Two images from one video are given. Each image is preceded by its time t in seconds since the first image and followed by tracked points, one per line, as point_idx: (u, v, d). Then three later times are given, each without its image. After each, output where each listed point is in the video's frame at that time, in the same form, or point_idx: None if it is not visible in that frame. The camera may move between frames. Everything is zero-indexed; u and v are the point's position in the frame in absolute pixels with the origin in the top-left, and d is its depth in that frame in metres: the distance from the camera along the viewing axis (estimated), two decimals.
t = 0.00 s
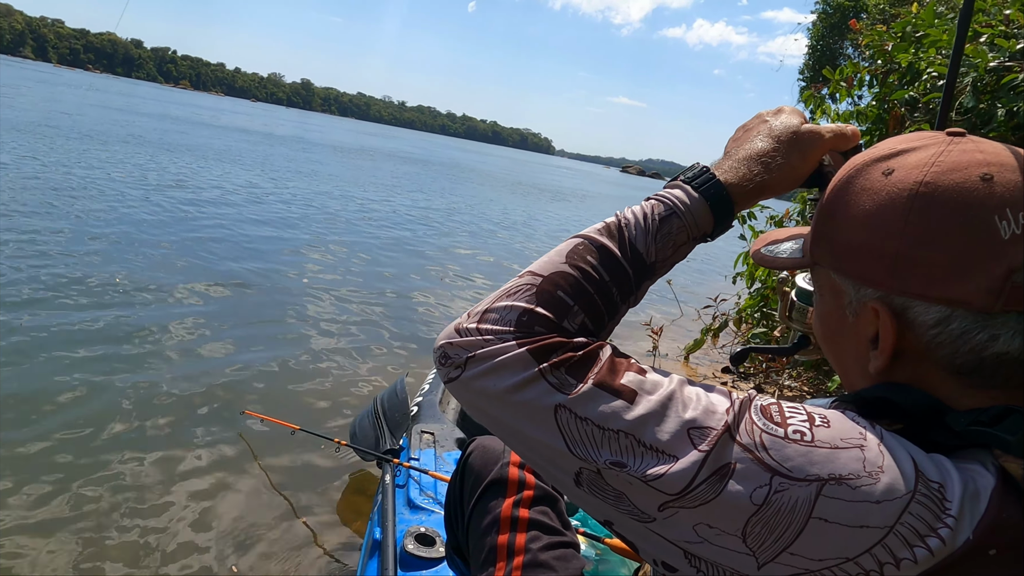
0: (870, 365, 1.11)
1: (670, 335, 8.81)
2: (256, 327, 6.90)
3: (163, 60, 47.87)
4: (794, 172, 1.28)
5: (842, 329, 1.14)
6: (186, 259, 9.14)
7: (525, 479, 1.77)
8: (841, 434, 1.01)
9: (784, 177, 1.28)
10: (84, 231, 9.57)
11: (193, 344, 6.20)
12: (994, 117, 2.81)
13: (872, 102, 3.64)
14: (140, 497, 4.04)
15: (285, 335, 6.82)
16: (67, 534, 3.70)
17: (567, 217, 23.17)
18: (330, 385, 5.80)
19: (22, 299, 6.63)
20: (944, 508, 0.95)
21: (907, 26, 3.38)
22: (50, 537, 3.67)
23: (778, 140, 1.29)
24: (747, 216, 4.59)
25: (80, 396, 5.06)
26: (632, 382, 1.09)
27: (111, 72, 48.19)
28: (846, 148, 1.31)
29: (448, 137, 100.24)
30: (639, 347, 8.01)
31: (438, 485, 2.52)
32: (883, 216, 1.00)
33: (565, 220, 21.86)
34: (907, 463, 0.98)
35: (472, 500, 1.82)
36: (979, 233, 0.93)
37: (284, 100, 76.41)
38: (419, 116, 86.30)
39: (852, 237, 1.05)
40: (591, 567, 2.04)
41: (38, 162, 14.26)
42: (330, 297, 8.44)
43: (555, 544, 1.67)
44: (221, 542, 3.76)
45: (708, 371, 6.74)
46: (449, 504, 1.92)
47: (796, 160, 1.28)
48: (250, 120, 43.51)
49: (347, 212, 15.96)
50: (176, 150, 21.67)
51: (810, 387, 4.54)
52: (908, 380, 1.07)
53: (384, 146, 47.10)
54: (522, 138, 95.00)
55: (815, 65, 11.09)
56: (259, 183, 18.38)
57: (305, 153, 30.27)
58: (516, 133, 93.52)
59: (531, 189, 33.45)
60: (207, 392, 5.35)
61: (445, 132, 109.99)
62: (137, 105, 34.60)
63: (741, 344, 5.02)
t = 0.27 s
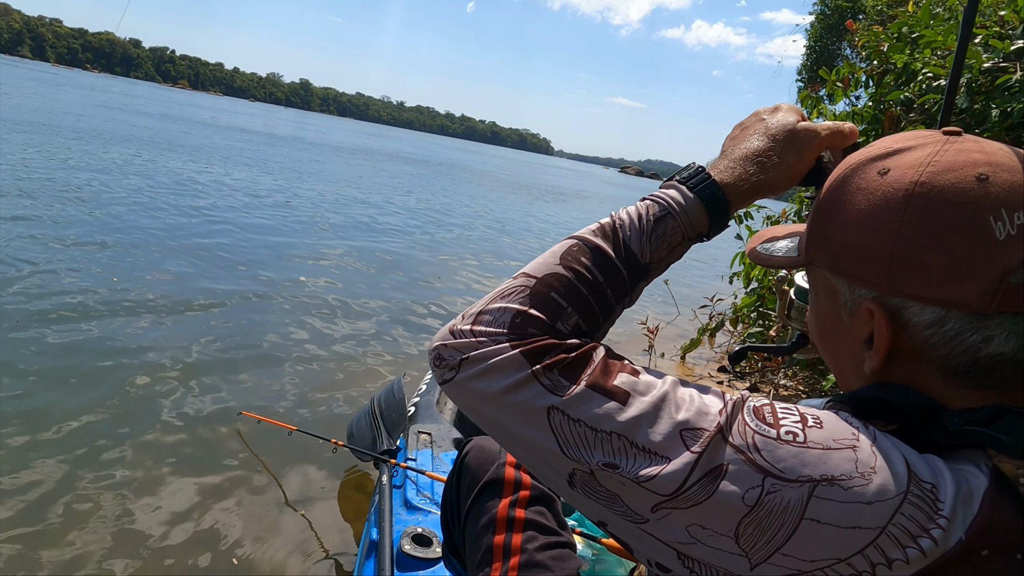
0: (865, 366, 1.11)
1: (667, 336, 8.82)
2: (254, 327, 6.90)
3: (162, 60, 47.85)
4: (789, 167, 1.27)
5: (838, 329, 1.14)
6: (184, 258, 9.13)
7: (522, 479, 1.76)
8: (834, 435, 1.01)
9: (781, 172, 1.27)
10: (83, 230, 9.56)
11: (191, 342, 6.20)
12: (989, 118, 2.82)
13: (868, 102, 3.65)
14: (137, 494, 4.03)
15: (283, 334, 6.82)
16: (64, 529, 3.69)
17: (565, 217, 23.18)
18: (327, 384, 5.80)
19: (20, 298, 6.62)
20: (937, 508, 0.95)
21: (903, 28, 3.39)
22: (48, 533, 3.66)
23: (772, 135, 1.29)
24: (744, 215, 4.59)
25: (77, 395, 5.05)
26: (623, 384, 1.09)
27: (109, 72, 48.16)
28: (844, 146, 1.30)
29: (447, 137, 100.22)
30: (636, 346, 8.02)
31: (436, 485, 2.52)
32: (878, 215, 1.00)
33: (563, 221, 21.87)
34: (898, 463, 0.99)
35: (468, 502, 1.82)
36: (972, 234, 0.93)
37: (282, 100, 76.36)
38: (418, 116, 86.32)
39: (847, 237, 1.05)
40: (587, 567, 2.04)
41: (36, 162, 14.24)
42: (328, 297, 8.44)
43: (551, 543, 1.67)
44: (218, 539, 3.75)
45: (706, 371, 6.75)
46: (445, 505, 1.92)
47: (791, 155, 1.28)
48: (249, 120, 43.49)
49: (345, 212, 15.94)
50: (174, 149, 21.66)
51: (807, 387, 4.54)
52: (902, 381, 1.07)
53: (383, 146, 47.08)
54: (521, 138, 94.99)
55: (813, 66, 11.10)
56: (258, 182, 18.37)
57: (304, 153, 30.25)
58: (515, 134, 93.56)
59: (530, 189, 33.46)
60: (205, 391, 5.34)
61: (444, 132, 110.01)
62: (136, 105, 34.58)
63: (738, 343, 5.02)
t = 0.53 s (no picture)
0: (877, 368, 1.11)
1: (669, 336, 8.81)
2: (256, 328, 6.89)
3: (165, 62, 47.92)
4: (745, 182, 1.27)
5: (847, 330, 1.14)
6: (187, 260, 9.13)
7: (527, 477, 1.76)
8: (831, 443, 1.01)
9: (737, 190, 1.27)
10: (84, 232, 9.56)
11: (193, 344, 6.19)
12: (991, 118, 2.81)
13: (870, 103, 3.64)
14: (141, 496, 4.03)
15: (285, 335, 6.81)
16: (68, 533, 3.69)
17: (567, 217, 23.17)
18: (330, 384, 5.79)
19: (22, 301, 6.61)
20: (947, 508, 0.95)
21: (905, 28, 3.38)
22: (52, 539, 3.66)
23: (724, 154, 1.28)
24: (746, 215, 4.59)
25: (80, 398, 5.05)
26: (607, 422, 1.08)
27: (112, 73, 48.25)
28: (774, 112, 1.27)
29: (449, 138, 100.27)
30: (638, 346, 8.01)
31: (438, 485, 2.51)
32: (896, 218, 0.99)
33: (565, 221, 21.85)
34: (901, 463, 0.98)
35: (472, 501, 1.81)
36: (993, 237, 0.93)
37: (285, 101, 76.46)
38: (420, 117, 86.37)
39: (862, 239, 1.04)
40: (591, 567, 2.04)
41: (38, 163, 14.25)
42: (330, 297, 8.44)
43: (557, 544, 1.67)
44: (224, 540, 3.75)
45: (707, 370, 6.74)
46: (450, 507, 1.91)
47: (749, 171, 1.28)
48: (251, 121, 43.50)
49: (347, 212, 15.94)
50: (176, 150, 21.66)
51: (809, 387, 4.54)
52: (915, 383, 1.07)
53: (385, 147, 47.12)
54: (523, 139, 95.03)
55: (816, 66, 11.08)
56: (260, 183, 18.38)
57: (306, 154, 30.24)
58: (517, 134, 93.63)
59: (532, 190, 33.46)
60: (207, 392, 5.33)
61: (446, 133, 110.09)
62: (138, 106, 34.60)
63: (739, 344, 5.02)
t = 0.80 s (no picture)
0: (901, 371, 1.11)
1: (670, 334, 8.80)
2: (256, 327, 6.90)
3: (166, 63, 47.97)
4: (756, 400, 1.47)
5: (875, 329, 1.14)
6: (187, 259, 9.14)
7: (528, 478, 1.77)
8: (800, 468, 1.06)
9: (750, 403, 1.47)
10: (85, 232, 9.57)
11: (193, 343, 6.20)
12: (987, 115, 2.82)
13: (868, 101, 3.65)
14: (141, 495, 4.04)
15: (286, 334, 6.82)
16: (69, 531, 3.70)
17: (567, 216, 23.17)
18: (330, 383, 5.80)
19: (22, 300, 6.62)
20: (925, 514, 0.96)
21: (902, 25, 3.40)
22: (52, 536, 3.67)
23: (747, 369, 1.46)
24: (745, 213, 4.60)
25: (80, 397, 5.06)
26: (605, 501, 1.19)
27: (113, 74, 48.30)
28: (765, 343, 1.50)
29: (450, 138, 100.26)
30: (638, 345, 8.01)
31: (438, 484, 2.52)
32: (935, 225, 0.98)
33: (566, 220, 21.86)
34: (875, 475, 1.01)
35: (472, 501, 1.83)
36: None
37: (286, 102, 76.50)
38: (421, 117, 86.35)
39: (898, 242, 1.03)
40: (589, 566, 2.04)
41: (39, 164, 14.27)
42: (330, 296, 8.45)
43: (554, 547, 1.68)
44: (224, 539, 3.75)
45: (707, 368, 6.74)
46: (449, 507, 1.92)
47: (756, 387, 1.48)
48: (252, 121, 43.52)
49: (348, 212, 15.95)
50: (177, 151, 21.68)
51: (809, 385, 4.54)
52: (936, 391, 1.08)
53: (386, 147, 47.12)
54: (524, 138, 94.99)
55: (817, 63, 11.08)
56: (260, 183, 18.39)
57: (306, 154, 30.25)
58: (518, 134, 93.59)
59: (532, 189, 33.47)
60: (208, 391, 5.34)
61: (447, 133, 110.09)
62: (139, 107, 34.63)
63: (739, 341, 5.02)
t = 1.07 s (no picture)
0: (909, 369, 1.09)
1: (672, 333, 8.79)
2: (257, 327, 6.91)
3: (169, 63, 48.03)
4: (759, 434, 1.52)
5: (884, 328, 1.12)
6: (190, 259, 9.15)
7: (529, 478, 1.76)
8: (790, 465, 1.06)
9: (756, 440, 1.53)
10: (87, 231, 9.58)
11: (195, 344, 6.20)
12: (987, 113, 2.82)
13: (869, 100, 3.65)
14: (145, 492, 4.04)
15: (287, 333, 6.82)
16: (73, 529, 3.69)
17: (569, 216, 23.17)
18: (331, 383, 5.80)
19: (25, 300, 6.62)
20: (915, 508, 0.96)
21: (903, 24, 3.39)
22: (56, 533, 3.67)
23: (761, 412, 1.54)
24: (746, 212, 4.59)
25: (84, 397, 5.07)
26: (607, 509, 1.19)
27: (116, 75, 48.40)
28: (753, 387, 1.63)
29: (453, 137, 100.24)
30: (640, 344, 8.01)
31: (438, 485, 2.52)
32: (950, 217, 0.96)
33: (568, 220, 21.86)
34: (863, 469, 1.01)
35: (473, 500, 1.82)
36: None
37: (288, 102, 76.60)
38: (423, 117, 86.38)
39: (909, 239, 1.01)
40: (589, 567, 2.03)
41: (42, 164, 14.30)
42: (332, 296, 8.45)
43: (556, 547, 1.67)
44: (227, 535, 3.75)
45: (708, 368, 6.74)
46: (452, 504, 1.91)
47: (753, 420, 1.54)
48: (254, 121, 43.57)
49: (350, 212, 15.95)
50: (179, 150, 21.71)
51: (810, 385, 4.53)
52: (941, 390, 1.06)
53: (388, 146, 47.14)
54: (526, 137, 94.96)
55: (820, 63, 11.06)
56: (262, 183, 18.41)
57: (308, 153, 30.26)
58: (520, 133, 93.59)
59: (534, 188, 33.48)
60: (210, 392, 5.35)
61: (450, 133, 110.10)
62: (142, 107, 34.69)
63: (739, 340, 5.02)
